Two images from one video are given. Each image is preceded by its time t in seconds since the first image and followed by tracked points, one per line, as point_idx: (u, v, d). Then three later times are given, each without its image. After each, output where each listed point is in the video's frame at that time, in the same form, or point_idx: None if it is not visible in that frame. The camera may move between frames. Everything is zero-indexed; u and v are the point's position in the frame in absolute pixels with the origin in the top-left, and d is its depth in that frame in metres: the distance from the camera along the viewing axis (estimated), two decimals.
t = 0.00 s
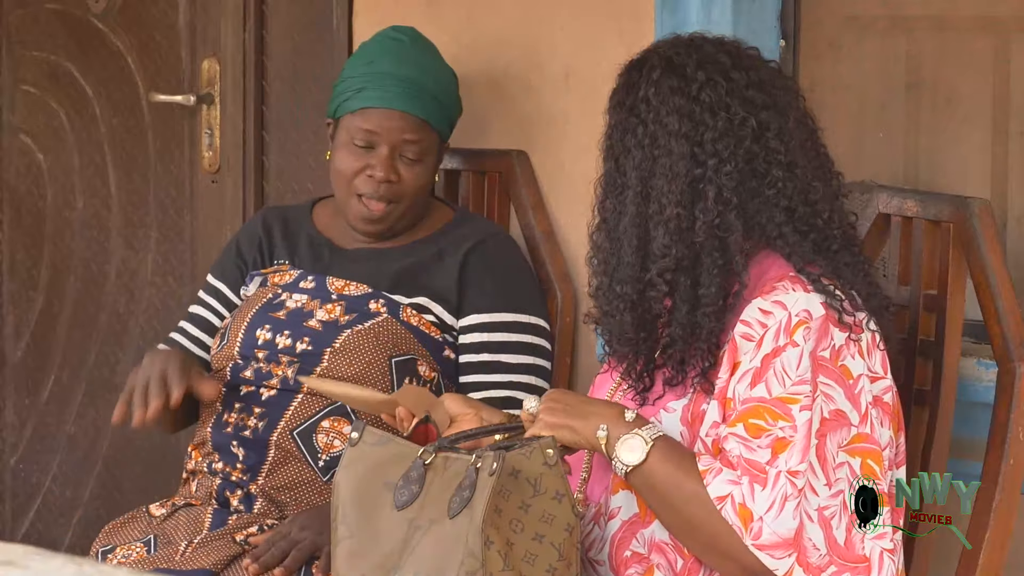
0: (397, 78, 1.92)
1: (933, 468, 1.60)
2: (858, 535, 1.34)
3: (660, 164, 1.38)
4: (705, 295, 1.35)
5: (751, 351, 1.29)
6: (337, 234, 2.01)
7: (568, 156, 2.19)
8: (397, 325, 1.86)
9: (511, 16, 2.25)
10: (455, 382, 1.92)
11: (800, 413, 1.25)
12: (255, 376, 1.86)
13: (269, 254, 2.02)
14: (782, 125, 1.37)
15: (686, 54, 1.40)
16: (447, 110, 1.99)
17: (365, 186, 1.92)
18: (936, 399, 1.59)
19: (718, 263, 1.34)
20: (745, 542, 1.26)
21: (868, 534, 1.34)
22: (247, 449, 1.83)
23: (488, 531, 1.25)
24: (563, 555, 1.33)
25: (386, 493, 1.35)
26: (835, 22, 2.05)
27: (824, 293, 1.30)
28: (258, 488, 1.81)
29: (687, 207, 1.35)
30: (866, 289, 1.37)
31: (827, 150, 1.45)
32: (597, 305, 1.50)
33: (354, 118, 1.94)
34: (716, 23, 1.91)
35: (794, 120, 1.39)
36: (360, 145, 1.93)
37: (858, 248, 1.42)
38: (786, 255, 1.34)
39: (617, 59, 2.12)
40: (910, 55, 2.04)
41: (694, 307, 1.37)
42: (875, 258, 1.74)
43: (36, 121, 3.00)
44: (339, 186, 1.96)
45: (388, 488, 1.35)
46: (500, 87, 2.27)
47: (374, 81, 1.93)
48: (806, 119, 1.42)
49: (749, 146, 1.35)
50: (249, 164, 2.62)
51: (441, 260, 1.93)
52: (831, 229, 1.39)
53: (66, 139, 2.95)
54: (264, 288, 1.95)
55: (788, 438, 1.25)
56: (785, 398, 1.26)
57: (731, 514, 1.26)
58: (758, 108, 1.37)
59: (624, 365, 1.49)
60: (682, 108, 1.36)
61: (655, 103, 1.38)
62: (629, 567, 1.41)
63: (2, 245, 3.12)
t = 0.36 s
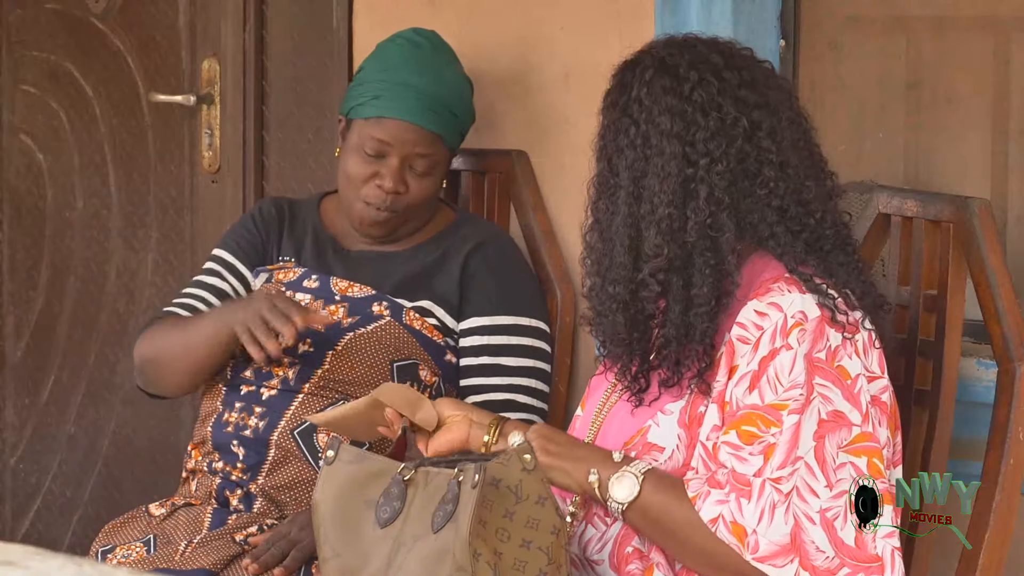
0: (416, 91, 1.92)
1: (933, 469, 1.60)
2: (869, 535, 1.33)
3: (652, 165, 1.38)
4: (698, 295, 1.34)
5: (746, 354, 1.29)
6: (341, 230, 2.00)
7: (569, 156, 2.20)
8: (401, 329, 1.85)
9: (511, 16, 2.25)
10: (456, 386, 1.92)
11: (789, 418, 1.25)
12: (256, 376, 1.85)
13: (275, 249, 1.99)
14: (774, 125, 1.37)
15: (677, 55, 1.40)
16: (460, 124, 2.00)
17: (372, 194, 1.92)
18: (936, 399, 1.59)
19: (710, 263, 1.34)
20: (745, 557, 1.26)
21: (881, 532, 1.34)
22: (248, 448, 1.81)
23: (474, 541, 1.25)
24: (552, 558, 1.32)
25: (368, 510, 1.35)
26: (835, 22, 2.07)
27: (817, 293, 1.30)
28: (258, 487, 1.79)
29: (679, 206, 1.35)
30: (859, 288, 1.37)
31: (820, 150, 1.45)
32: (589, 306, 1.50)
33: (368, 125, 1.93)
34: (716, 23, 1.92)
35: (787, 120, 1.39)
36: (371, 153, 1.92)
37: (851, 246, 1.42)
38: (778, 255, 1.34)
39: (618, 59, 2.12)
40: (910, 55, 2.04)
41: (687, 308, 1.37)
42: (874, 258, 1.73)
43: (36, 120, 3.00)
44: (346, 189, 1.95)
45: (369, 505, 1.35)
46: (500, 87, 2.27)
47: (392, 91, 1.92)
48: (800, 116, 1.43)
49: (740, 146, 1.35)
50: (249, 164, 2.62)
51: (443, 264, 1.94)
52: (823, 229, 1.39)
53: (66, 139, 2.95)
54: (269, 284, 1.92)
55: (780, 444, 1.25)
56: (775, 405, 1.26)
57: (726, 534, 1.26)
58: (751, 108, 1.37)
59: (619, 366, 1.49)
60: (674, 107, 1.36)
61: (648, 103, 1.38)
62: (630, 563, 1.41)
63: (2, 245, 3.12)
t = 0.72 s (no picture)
0: (403, 106, 1.82)
1: (933, 469, 1.60)
2: (870, 535, 1.32)
3: (644, 167, 1.38)
4: (684, 299, 1.35)
5: (744, 355, 1.29)
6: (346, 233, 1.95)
7: (569, 157, 2.20)
8: (415, 336, 1.84)
9: (511, 15, 2.25)
10: (467, 391, 1.91)
11: (786, 420, 1.26)
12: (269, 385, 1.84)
13: (279, 251, 1.95)
14: (768, 130, 1.37)
15: (675, 56, 1.40)
16: (456, 132, 1.90)
17: (368, 211, 1.85)
18: (936, 399, 1.59)
19: (697, 267, 1.34)
20: (748, 565, 1.27)
21: (883, 532, 1.33)
22: (254, 455, 1.81)
23: (468, 548, 1.25)
24: (546, 561, 1.31)
25: (360, 519, 1.36)
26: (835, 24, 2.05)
27: (810, 296, 1.30)
28: (264, 492, 1.79)
29: (668, 210, 1.35)
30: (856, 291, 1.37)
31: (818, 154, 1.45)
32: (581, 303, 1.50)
33: (358, 144, 1.85)
34: (716, 22, 1.93)
35: (783, 124, 1.38)
36: (364, 171, 1.85)
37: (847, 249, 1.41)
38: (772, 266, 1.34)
39: (618, 59, 2.12)
40: (910, 55, 2.04)
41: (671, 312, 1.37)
42: (874, 258, 1.73)
43: (36, 120, 3.00)
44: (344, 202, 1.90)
45: (361, 514, 1.36)
46: (501, 87, 2.27)
47: (379, 109, 1.83)
48: (797, 118, 1.42)
49: (733, 151, 1.35)
50: (249, 164, 2.62)
51: (456, 268, 1.91)
52: (818, 235, 1.38)
53: (66, 139, 2.95)
54: (277, 289, 1.90)
55: (777, 445, 1.25)
56: (772, 406, 1.26)
57: (727, 543, 1.27)
58: (745, 112, 1.36)
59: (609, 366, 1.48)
60: (669, 109, 1.36)
61: (643, 104, 1.38)
62: (628, 564, 1.40)
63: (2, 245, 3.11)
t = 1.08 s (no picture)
0: (384, 108, 1.80)
1: (933, 469, 1.60)
2: (875, 536, 1.32)
3: (655, 164, 1.37)
4: (697, 297, 1.34)
5: (751, 357, 1.30)
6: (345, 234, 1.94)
7: (570, 157, 2.20)
8: (414, 337, 1.84)
9: (511, 15, 2.25)
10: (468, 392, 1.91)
11: (792, 422, 1.26)
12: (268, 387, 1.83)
13: (277, 254, 1.94)
14: (778, 128, 1.37)
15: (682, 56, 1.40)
16: (444, 134, 1.87)
17: (355, 212, 1.84)
18: (936, 399, 1.59)
19: (710, 264, 1.34)
20: (753, 568, 1.28)
21: (887, 534, 1.33)
22: (253, 454, 1.81)
23: (468, 551, 1.25)
24: (546, 563, 1.31)
25: (359, 520, 1.35)
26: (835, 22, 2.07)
27: (818, 297, 1.31)
28: (263, 493, 1.79)
29: (681, 207, 1.35)
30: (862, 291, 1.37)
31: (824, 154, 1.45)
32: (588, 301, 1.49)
33: (343, 147, 1.84)
34: (716, 22, 1.93)
35: (792, 123, 1.39)
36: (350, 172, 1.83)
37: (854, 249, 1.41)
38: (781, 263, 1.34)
39: (617, 59, 2.12)
40: (910, 55, 2.04)
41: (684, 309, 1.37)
42: (874, 257, 1.74)
43: (36, 120, 2.99)
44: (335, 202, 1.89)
45: (360, 516, 1.36)
46: (501, 87, 2.27)
47: (363, 111, 1.81)
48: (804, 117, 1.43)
49: (745, 149, 1.35)
50: (249, 164, 2.62)
51: (456, 270, 1.90)
52: (825, 234, 1.39)
53: (66, 139, 2.95)
54: (275, 289, 1.89)
55: (782, 448, 1.26)
56: (777, 408, 1.27)
57: (731, 547, 1.28)
58: (756, 111, 1.37)
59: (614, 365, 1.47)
60: (680, 107, 1.36)
61: (654, 102, 1.38)
62: (629, 564, 1.40)
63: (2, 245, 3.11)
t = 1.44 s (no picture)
0: (368, 106, 1.80)
1: (933, 469, 1.60)
2: (882, 537, 1.31)
3: (683, 154, 1.37)
4: (712, 291, 1.35)
5: (759, 356, 1.31)
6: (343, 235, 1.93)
7: (569, 156, 2.20)
8: (411, 334, 1.82)
9: (511, 14, 2.25)
10: (467, 392, 1.89)
11: (798, 422, 1.27)
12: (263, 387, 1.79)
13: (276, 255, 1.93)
14: (805, 127, 1.38)
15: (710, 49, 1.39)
16: (431, 132, 1.87)
17: (345, 211, 1.84)
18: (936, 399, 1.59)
19: (728, 259, 1.35)
20: (757, 567, 1.28)
21: (893, 535, 1.32)
22: (251, 453, 1.78)
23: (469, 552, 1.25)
24: (546, 563, 1.31)
25: (361, 521, 1.35)
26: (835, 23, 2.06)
27: (835, 299, 1.31)
28: (261, 491, 1.77)
29: (705, 199, 1.35)
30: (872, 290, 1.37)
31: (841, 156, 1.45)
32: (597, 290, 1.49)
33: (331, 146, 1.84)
34: (716, 22, 1.93)
35: (817, 125, 1.40)
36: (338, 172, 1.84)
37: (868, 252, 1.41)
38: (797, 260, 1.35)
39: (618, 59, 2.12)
40: (910, 55, 2.04)
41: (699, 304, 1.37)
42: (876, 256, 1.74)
43: (36, 120, 2.99)
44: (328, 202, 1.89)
45: (362, 517, 1.35)
46: (501, 87, 2.27)
47: (349, 110, 1.82)
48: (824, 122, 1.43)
49: (773, 146, 1.36)
50: (249, 164, 2.62)
51: (453, 267, 1.90)
52: (842, 236, 1.39)
53: (66, 139, 2.95)
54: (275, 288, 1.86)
55: (789, 447, 1.27)
56: (784, 407, 1.27)
57: (735, 545, 1.28)
58: (786, 108, 1.37)
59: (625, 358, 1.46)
60: (710, 101, 1.36)
61: (683, 94, 1.37)
62: (630, 562, 1.39)
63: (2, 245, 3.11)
